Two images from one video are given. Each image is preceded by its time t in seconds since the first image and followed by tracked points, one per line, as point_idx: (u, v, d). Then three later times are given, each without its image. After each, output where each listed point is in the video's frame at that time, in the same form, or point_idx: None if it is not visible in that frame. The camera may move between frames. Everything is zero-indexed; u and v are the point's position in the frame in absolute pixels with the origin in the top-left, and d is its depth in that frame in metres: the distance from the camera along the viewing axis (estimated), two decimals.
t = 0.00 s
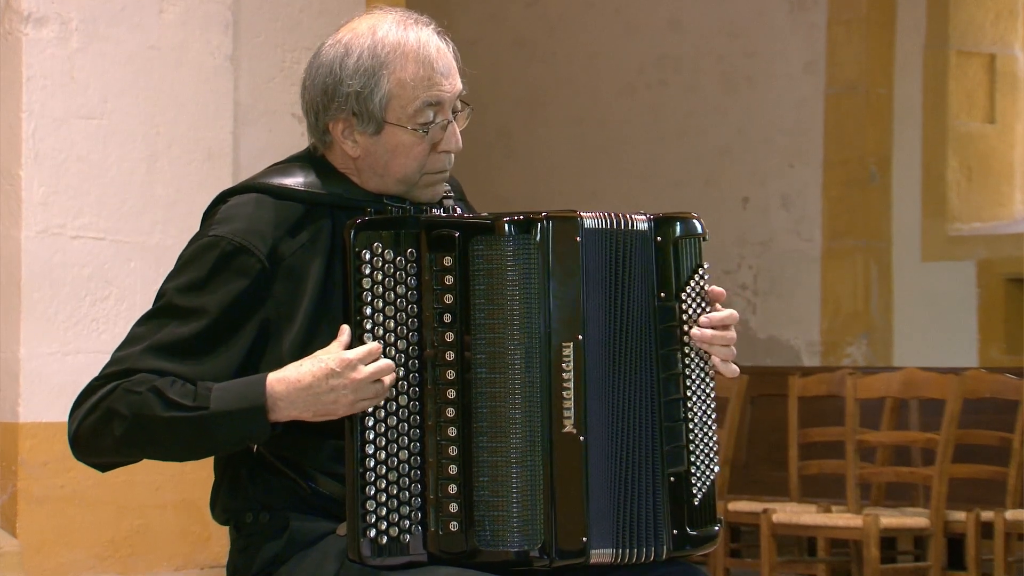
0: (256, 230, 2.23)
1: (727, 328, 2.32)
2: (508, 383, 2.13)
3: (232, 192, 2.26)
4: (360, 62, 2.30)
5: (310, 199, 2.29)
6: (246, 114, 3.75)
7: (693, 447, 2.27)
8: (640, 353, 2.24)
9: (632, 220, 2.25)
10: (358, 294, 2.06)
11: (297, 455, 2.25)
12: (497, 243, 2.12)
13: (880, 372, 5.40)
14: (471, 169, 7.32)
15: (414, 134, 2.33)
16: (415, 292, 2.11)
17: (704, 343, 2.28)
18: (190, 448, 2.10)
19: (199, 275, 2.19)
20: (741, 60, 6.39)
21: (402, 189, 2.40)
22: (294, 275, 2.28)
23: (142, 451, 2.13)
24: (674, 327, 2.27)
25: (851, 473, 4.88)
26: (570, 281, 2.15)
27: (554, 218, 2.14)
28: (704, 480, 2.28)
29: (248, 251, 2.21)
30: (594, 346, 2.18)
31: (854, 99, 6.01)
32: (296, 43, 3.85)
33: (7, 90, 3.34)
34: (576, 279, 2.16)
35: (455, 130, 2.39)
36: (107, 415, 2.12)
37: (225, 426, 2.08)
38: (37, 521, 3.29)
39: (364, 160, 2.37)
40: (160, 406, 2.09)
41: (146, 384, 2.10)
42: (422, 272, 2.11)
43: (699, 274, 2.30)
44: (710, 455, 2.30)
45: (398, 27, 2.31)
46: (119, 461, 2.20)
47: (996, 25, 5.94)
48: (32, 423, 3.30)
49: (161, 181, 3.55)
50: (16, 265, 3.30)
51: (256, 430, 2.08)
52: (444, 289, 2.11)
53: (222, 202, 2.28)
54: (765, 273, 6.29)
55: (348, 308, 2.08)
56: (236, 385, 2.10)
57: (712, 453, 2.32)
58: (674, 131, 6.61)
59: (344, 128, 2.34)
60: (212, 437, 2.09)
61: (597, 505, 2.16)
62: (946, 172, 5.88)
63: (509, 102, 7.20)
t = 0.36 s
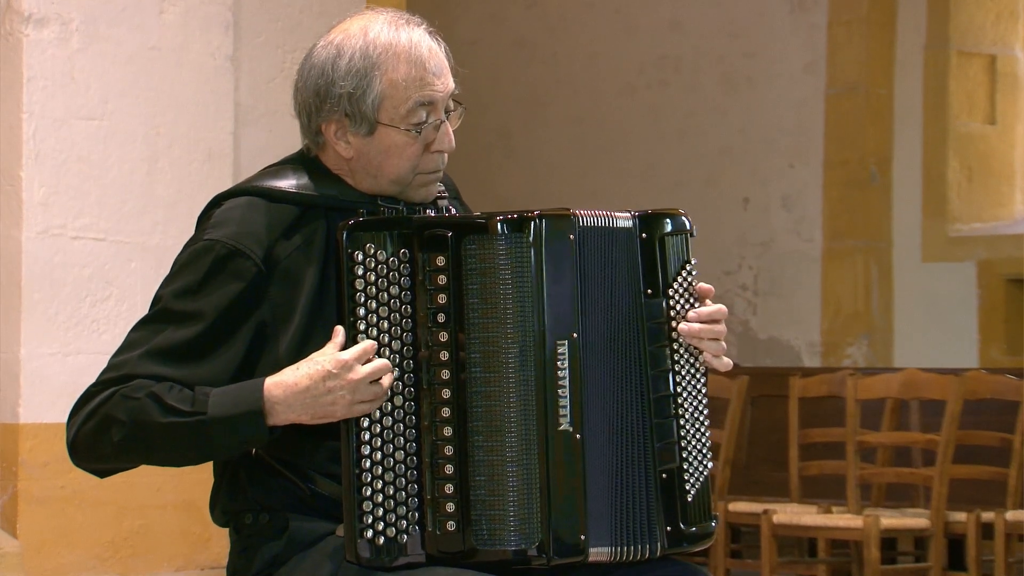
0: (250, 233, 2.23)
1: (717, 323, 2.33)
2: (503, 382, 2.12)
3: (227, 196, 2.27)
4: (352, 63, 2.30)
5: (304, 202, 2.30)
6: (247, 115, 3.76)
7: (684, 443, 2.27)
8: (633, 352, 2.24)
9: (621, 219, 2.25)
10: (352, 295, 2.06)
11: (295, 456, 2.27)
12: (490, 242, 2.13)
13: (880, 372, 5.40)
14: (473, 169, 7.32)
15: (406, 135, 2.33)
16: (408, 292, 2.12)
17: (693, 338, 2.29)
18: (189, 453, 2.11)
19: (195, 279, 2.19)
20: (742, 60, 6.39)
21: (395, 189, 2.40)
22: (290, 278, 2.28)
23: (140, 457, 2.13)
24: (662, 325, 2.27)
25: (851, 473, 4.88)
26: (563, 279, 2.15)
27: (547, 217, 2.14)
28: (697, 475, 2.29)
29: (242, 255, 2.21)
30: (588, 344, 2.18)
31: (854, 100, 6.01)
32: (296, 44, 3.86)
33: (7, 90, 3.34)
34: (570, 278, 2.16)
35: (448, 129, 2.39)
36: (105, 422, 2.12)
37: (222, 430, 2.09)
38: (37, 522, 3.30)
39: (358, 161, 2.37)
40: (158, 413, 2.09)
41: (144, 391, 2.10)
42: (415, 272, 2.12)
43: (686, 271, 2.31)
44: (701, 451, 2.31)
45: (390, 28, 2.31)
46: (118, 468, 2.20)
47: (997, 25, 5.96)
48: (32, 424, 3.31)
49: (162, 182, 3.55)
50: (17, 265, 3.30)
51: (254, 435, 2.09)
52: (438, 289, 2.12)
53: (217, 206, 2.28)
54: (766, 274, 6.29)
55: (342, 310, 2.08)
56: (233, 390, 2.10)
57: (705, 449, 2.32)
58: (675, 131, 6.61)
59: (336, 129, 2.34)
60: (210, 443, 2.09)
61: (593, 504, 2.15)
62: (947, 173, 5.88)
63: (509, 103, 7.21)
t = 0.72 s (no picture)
0: (247, 234, 2.24)
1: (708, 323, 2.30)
2: (501, 380, 2.13)
3: (223, 198, 2.27)
4: (348, 64, 2.30)
5: (300, 203, 2.30)
6: (247, 115, 3.76)
7: (676, 440, 2.26)
8: (629, 350, 2.24)
9: (613, 217, 2.25)
10: (348, 295, 2.07)
11: (294, 457, 2.26)
12: (486, 241, 2.13)
13: (880, 372, 5.41)
14: (473, 170, 7.33)
15: (403, 135, 2.33)
16: (405, 292, 2.12)
17: (685, 337, 2.28)
18: (195, 461, 2.10)
19: (196, 284, 2.19)
20: (742, 61, 6.39)
21: (392, 189, 2.41)
22: (287, 280, 2.28)
23: (147, 464, 2.12)
24: (654, 323, 2.27)
25: (852, 473, 4.88)
26: (560, 278, 2.15)
27: (543, 215, 2.14)
28: (691, 473, 2.28)
29: (240, 257, 2.22)
30: (584, 342, 2.18)
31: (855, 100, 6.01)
32: (296, 44, 3.86)
33: (8, 90, 3.34)
34: (566, 277, 2.16)
35: (444, 130, 2.39)
36: (110, 430, 2.11)
37: (228, 437, 2.08)
38: (38, 522, 3.30)
39: (354, 161, 2.37)
40: (164, 421, 2.08)
41: (149, 398, 2.09)
42: (412, 271, 2.12)
43: (677, 269, 2.30)
44: (694, 447, 2.30)
45: (386, 28, 2.31)
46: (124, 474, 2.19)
47: (998, 24, 5.96)
48: (33, 424, 3.31)
49: (162, 182, 3.56)
50: (17, 265, 3.30)
51: (259, 440, 2.08)
52: (434, 289, 2.12)
53: (213, 208, 2.29)
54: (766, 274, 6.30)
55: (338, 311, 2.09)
56: (238, 396, 2.10)
57: (698, 445, 2.32)
58: (675, 132, 6.61)
59: (332, 129, 2.34)
60: (216, 449, 2.09)
61: (591, 502, 2.16)
62: (947, 173, 5.88)
63: (510, 103, 7.21)
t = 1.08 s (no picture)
0: (252, 234, 2.24)
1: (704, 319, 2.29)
2: (503, 379, 2.12)
3: (226, 196, 2.27)
4: (352, 64, 2.30)
5: (303, 203, 2.30)
6: (250, 114, 3.77)
7: (674, 439, 2.25)
8: (631, 348, 2.23)
9: (614, 216, 2.24)
10: (351, 295, 2.08)
11: (297, 456, 2.26)
12: (488, 240, 2.12)
13: (884, 372, 5.41)
14: (476, 170, 7.33)
15: (406, 136, 2.33)
16: (407, 291, 2.13)
17: (683, 338, 2.28)
18: (193, 447, 2.10)
19: (198, 279, 2.20)
20: (745, 61, 6.39)
21: (395, 190, 2.40)
22: (288, 279, 2.28)
23: (143, 452, 2.12)
24: (651, 322, 2.24)
25: (855, 473, 4.88)
26: (562, 277, 2.15)
27: (545, 214, 2.14)
28: (687, 473, 2.26)
29: (244, 255, 2.22)
30: (587, 342, 2.17)
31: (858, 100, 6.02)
32: (299, 43, 3.87)
33: (11, 90, 3.34)
34: (568, 276, 2.16)
35: (447, 130, 2.40)
36: (107, 416, 2.11)
37: (226, 423, 2.08)
38: (41, 522, 3.30)
39: (357, 161, 2.37)
40: (161, 405, 2.09)
41: (146, 384, 2.10)
42: (414, 271, 2.12)
43: (674, 267, 2.28)
44: (691, 447, 2.28)
45: (390, 29, 2.32)
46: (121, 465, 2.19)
47: (1002, 24, 5.95)
48: (36, 423, 3.31)
49: (165, 182, 3.56)
50: (20, 265, 3.30)
51: (257, 428, 2.09)
52: (436, 288, 2.12)
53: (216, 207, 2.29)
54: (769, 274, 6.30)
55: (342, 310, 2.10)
56: (236, 383, 2.10)
57: (695, 445, 2.30)
58: (678, 132, 6.61)
59: (335, 129, 2.34)
60: (214, 436, 2.09)
61: (593, 501, 2.15)
62: (950, 173, 5.87)
63: (513, 103, 7.21)
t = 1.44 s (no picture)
0: (255, 246, 2.22)
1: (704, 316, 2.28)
2: (506, 377, 2.12)
3: (226, 205, 2.25)
4: (351, 64, 2.27)
5: (303, 207, 2.28)
6: (256, 114, 3.78)
7: (673, 437, 2.24)
8: (632, 346, 2.22)
9: (613, 214, 2.23)
10: (352, 295, 2.09)
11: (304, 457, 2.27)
12: (489, 238, 2.12)
13: (889, 371, 5.40)
14: (481, 169, 7.34)
15: (404, 136, 2.30)
16: (409, 291, 2.13)
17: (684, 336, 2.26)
18: (213, 482, 2.13)
19: (206, 299, 2.19)
20: (750, 60, 6.39)
21: (394, 190, 2.37)
22: (294, 288, 2.25)
23: (164, 488, 2.15)
24: (651, 320, 2.24)
25: (859, 472, 4.89)
26: (562, 274, 2.14)
27: (545, 212, 2.13)
28: (686, 471, 2.25)
29: (249, 270, 2.20)
30: (588, 339, 2.17)
31: (863, 99, 6.01)
32: (305, 42, 3.87)
33: (17, 90, 3.36)
34: (569, 274, 2.15)
35: (446, 130, 2.36)
36: (127, 457, 2.13)
37: (243, 459, 2.10)
38: (46, 521, 3.32)
39: (355, 161, 2.35)
40: (180, 447, 2.10)
41: (164, 424, 2.11)
42: (415, 270, 2.12)
43: (673, 266, 2.27)
44: (690, 445, 2.27)
45: (389, 28, 2.29)
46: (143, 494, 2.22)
47: (1006, 23, 5.92)
48: (41, 422, 3.33)
49: (170, 182, 3.57)
50: (26, 264, 3.32)
51: (273, 461, 2.10)
52: (438, 287, 2.12)
53: (216, 215, 2.26)
54: (774, 273, 6.29)
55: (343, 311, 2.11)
56: (252, 419, 2.11)
57: (695, 443, 2.29)
58: (683, 132, 6.61)
59: (334, 129, 2.32)
60: (232, 472, 2.11)
61: (595, 499, 2.15)
62: (955, 172, 5.84)
63: (518, 102, 7.21)
